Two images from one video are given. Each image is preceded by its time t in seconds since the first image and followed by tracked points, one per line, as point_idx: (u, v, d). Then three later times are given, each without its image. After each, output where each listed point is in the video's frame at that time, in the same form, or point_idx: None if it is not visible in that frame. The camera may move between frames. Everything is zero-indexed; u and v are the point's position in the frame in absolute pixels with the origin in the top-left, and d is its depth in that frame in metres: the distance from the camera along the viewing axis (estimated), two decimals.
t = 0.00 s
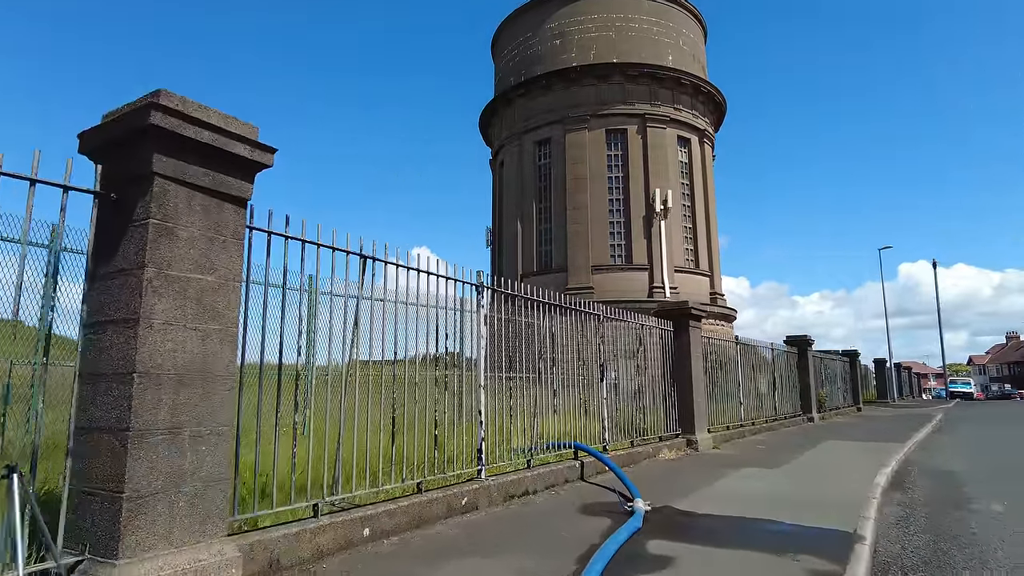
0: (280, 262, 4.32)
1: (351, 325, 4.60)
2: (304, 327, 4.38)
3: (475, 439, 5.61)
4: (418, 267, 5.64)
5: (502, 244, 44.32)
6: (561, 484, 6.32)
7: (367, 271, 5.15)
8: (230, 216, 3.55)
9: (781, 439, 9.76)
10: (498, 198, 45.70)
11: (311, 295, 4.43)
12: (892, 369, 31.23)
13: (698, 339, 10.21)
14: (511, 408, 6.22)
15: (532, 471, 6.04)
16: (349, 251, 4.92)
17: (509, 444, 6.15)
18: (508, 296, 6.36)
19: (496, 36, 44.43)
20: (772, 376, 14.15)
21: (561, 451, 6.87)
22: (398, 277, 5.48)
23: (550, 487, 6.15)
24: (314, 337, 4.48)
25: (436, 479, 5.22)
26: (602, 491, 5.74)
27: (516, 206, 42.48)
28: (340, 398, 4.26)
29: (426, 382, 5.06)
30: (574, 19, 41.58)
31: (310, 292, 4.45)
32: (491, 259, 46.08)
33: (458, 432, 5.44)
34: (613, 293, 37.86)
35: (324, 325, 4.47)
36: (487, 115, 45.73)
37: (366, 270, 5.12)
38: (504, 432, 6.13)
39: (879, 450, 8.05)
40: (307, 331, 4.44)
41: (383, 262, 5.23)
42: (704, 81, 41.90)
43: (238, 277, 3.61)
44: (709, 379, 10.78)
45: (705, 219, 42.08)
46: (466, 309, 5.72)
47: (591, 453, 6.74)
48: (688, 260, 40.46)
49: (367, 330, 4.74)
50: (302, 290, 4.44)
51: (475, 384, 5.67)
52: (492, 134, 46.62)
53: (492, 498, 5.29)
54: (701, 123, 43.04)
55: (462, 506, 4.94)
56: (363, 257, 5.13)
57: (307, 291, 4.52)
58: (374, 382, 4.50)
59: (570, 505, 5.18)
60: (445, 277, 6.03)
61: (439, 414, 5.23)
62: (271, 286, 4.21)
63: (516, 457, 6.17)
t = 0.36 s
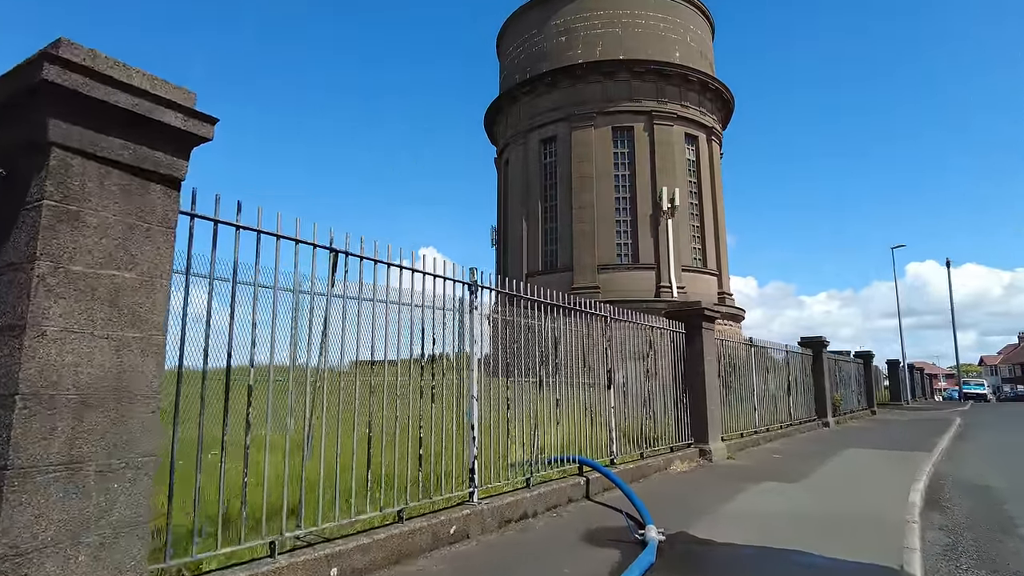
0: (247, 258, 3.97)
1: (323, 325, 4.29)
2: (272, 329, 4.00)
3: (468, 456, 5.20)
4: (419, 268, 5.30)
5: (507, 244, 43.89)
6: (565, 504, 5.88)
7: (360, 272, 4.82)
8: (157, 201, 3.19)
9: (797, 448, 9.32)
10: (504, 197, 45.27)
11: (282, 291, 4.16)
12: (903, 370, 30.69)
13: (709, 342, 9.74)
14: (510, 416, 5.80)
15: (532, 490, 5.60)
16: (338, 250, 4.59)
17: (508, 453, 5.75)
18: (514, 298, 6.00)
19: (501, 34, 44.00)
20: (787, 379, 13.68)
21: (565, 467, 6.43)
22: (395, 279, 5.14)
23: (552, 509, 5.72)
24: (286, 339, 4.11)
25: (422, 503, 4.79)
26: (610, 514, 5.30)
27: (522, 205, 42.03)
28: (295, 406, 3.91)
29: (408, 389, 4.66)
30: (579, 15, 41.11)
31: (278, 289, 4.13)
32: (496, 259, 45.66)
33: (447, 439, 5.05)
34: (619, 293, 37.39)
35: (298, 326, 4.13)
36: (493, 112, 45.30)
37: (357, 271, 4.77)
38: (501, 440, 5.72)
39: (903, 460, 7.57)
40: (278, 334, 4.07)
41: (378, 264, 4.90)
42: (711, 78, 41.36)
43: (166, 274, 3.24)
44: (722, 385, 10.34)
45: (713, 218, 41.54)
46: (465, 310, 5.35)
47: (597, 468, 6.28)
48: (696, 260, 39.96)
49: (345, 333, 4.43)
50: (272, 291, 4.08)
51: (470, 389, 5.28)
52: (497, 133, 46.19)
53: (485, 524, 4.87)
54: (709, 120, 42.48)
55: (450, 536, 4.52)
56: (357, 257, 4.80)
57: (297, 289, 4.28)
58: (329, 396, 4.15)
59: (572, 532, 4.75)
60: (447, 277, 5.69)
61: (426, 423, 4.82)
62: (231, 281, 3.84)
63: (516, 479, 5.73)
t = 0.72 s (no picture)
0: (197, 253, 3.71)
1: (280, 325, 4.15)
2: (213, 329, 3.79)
3: (437, 475, 4.81)
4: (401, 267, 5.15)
5: (504, 244, 43.48)
6: (548, 525, 5.48)
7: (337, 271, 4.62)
8: (9, 169, 2.84)
9: (800, 454, 8.93)
10: (501, 197, 44.88)
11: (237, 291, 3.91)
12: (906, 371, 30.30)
13: (708, 343, 9.34)
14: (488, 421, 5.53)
15: (510, 510, 5.17)
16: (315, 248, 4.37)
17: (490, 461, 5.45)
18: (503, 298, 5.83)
19: (498, 32, 43.67)
20: (789, 383, 13.30)
21: (549, 479, 6.00)
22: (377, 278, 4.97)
23: (533, 530, 5.31)
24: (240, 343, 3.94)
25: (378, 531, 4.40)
26: (598, 540, 4.87)
27: (519, 205, 41.66)
28: (208, 406, 3.76)
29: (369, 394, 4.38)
30: (577, 14, 40.74)
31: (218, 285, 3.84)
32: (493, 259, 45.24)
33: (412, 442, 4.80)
34: (617, 293, 36.99)
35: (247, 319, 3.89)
36: (490, 112, 44.91)
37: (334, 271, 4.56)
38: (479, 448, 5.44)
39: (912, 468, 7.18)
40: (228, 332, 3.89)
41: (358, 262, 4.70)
42: (710, 77, 41.01)
43: (24, 264, 2.88)
44: (722, 390, 9.94)
45: (712, 218, 41.16)
46: (445, 308, 5.15)
47: (582, 482, 5.88)
48: (695, 260, 39.56)
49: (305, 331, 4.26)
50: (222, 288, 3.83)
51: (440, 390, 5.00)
52: (494, 132, 45.81)
53: (453, 553, 4.46)
54: (708, 119, 42.15)
55: (409, 568, 4.11)
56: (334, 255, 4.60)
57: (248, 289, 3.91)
58: (259, 393, 4.00)
59: (548, 564, 4.34)
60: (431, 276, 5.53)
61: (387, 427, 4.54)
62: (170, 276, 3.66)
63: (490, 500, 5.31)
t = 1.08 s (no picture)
0: (159, 253, 3.53)
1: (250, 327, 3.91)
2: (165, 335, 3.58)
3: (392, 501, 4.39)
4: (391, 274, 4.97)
5: (501, 250, 43.13)
6: (523, 555, 5.06)
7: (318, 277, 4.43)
8: None
9: (802, 466, 8.53)
10: (498, 202, 44.57)
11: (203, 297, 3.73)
12: (908, 377, 29.88)
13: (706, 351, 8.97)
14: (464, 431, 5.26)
15: (478, 541, 4.73)
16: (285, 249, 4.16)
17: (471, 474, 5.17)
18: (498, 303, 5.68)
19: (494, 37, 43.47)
20: (791, 390, 12.91)
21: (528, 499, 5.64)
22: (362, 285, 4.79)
23: (506, 561, 4.89)
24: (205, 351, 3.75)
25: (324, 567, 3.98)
26: None
27: (516, 210, 41.38)
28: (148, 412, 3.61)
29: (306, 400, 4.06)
30: (574, 18, 40.53)
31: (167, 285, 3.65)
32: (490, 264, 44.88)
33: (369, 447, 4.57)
34: (615, 299, 36.61)
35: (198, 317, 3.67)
36: (486, 116, 44.65)
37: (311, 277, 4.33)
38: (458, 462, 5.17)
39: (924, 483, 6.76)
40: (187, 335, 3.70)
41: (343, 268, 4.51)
42: (708, 80, 40.77)
43: None
44: (721, 400, 9.56)
45: (711, 222, 40.84)
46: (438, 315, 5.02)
47: (565, 504, 5.47)
48: (694, 265, 39.18)
49: (277, 339, 4.01)
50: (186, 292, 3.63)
51: (396, 401, 4.57)
52: (491, 137, 45.53)
53: None
54: (706, 123, 41.88)
55: None
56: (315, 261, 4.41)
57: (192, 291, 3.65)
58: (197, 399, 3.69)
59: None
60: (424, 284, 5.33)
61: (334, 437, 4.23)
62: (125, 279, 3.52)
63: (457, 527, 4.85)
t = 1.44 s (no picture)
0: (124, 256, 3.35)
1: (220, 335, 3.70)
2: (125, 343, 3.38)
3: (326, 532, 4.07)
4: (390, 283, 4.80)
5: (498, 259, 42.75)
6: None
7: (302, 284, 4.26)
8: None
9: (805, 483, 8.10)
10: (495, 212, 44.26)
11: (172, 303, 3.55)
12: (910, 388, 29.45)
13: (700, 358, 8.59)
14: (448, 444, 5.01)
15: None
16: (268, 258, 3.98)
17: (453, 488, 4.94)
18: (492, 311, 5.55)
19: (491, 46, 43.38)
20: (792, 402, 12.49)
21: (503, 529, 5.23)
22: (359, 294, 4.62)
23: None
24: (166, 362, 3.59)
25: None
26: None
27: (513, 220, 41.07)
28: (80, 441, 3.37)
29: (225, 426, 3.66)
30: (571, 27, 40.47)
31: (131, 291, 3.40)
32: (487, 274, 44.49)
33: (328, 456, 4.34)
34: (613, 309, 36.19)
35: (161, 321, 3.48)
36: (483, 126, 44.45)
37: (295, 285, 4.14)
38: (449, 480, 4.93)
39: (936, 505, 6.33)
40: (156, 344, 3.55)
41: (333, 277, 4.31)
42: (705, 90, 40.66)
43: None
44: (717, 412, 9.15)
45: (709, 232, 40.56)
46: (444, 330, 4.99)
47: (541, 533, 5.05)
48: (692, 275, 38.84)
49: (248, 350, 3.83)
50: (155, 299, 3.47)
51: (333, 418, 4.20)
52: (488, 146, 45.32)
53: None
54: (704, 133, 41.70)
55: None
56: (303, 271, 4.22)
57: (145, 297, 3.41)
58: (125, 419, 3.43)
59: None
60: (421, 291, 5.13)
61: (249, 459, 3.75)
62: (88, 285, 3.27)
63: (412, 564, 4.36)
